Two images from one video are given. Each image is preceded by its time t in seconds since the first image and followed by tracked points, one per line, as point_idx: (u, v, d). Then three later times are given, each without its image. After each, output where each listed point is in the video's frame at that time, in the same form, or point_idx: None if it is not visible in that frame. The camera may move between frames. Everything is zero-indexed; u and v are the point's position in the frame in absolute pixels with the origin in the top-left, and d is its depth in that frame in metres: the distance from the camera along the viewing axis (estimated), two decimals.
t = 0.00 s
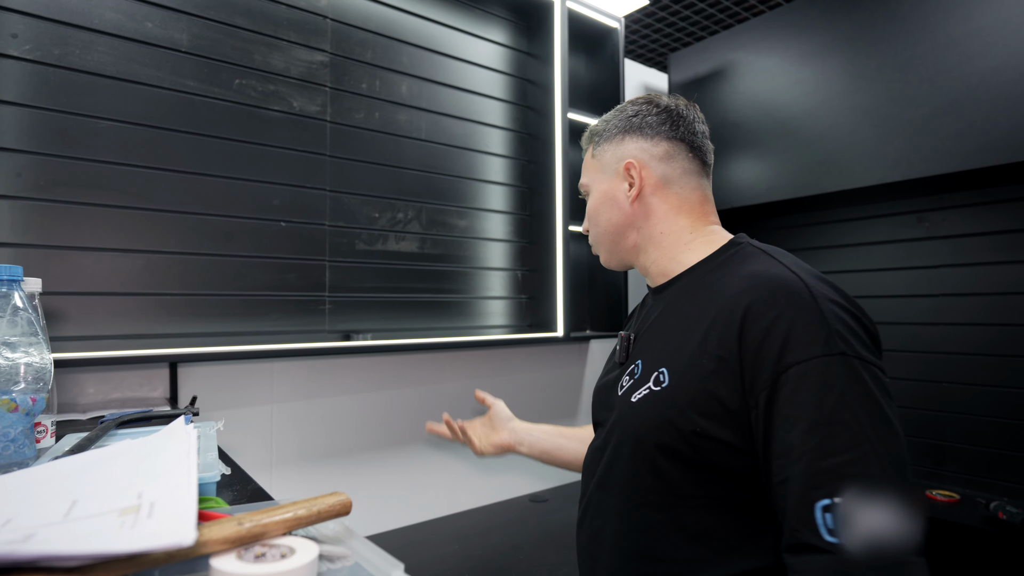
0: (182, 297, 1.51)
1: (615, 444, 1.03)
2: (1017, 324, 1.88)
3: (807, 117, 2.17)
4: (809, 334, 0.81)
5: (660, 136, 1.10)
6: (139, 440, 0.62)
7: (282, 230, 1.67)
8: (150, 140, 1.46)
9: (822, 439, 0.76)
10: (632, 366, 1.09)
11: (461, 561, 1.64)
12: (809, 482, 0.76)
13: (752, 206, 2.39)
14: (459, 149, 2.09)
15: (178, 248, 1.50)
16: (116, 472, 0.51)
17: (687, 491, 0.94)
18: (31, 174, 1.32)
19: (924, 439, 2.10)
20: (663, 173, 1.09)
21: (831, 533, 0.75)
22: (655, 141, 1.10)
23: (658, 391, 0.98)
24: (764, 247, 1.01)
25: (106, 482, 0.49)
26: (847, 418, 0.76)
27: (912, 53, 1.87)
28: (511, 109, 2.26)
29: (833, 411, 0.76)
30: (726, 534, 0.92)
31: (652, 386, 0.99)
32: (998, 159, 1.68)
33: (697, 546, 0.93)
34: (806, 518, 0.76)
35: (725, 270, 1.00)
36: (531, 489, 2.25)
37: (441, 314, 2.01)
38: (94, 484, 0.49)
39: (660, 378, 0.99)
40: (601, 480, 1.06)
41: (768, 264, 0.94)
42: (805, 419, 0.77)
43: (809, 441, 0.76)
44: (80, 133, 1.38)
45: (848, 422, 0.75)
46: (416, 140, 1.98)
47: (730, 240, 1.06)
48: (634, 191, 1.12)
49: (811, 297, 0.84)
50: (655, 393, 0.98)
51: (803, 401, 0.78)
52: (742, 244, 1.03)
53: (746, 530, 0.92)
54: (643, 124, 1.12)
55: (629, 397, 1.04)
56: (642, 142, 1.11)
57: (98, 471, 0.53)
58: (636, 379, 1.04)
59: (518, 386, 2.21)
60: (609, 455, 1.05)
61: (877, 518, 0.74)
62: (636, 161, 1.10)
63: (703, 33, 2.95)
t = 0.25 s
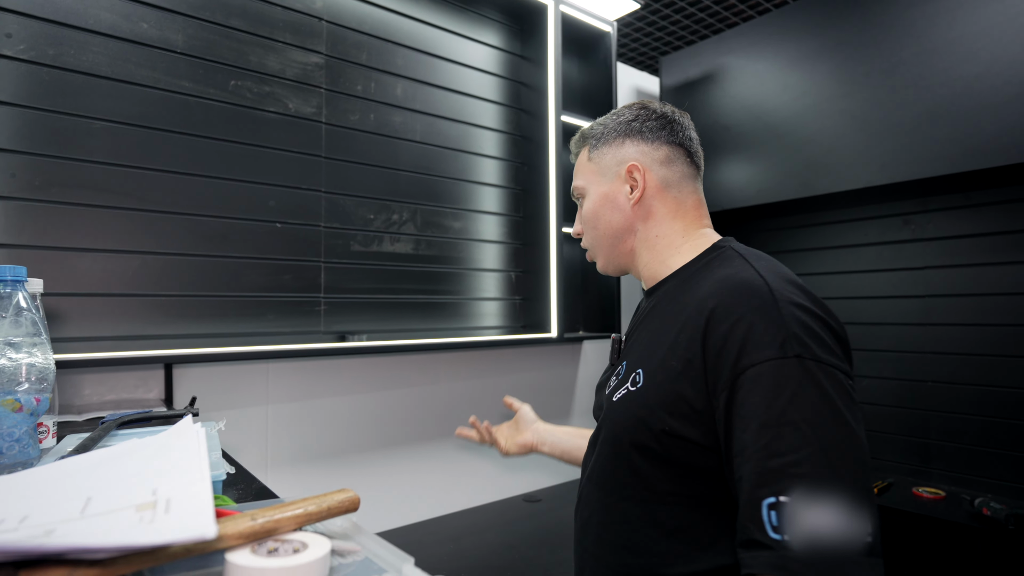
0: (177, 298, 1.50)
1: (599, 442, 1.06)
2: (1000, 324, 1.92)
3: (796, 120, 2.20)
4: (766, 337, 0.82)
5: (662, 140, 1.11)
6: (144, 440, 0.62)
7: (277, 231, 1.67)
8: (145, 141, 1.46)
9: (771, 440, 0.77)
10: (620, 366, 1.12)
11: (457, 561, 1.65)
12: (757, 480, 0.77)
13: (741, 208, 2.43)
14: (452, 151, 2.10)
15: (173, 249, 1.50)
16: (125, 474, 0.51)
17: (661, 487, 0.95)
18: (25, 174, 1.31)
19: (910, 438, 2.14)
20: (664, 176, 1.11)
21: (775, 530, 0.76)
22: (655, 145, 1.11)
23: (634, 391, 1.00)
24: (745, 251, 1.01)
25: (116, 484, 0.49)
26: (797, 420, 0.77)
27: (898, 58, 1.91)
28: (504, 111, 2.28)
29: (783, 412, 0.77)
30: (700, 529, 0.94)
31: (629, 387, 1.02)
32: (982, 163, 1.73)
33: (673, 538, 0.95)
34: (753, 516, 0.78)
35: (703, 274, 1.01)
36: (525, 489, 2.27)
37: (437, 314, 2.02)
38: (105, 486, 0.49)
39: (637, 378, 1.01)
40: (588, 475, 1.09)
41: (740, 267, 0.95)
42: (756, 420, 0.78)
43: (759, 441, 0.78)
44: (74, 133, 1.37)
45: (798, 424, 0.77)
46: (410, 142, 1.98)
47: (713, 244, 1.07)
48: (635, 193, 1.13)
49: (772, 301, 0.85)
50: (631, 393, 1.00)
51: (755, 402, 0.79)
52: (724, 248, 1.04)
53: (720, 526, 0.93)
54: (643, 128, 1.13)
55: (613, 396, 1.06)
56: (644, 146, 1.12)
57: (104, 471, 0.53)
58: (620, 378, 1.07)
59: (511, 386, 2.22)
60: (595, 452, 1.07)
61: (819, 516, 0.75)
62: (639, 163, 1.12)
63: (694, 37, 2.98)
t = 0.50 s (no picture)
0: (169, 298, 1.50)
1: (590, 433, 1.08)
2: (981, 325, 1.97)
3: (783, 125, 2.24)
4: (739, 332, 0.84)
5: (660, 142, 1.13)
6: (145, 438, 0.63)
7: (270, 232, 1.67)
8: (138, 140, 1.45)
9: (739, 430, 0.79)
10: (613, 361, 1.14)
11: (451, 559, 1.66)
12: (724, 469, 0.79)
13: (730, 210, 2.46)
14: (445, 153, 2.11)
15: (166, 249, 1.49)
16: (132, 469, 0.52)
17: (644, 476, 0.97)
18: (16, 173, 1.30)
19: (894, 436, 2.18)
20: (660, 177, 1.12)
21: (741, 517, 0.78)
22: (653, 147, 1.13)
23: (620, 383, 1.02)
24: (734, 251, 1.02)
25: (126, 478, 0.50)
26: (764, 412, 0.78)
27: (883, 65, 1.95)
28: (497, 113, 2.29)
29: (751, 404, 0.79)
30: (682, 518, 0.95)
31: (615, 378, 1.05)
32: (964, 167, 1.77)
33: (656, 526, 0.96)
34: (721, 503, 0.80)
35: (688, 271, 1.03)
36: (517, 489, 2.28)
37: (430, 315, 2.03)
38: (116, 480, 0.50)
39: (622, 371, 1.04)
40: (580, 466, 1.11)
41: (721, 265, 0.97)
42: (726, 411, 0.80)
43: (727, 431, 0.79)
44: (67, 132, 1.36)
45: (765, 416, 0.78)
46: (403, 143, 1.99)
47: (704, 243, 1.08)
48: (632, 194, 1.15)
49: (748, 297, 0.86)
50: (618, 385, 1.03)
51: (725, 394, 0.81)
52: (713, 246, 1.05)
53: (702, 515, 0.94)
54: (642, 130, 1.15)
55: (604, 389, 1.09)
56: (642, 147, 1.14)
57: (109, 468, 0.53)
58: (610, 371, 1.10)
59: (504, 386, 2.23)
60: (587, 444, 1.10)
61: (785, 503, 0.77)
62: (636, 164, 1.14)
63: (683, 41, 3.02)
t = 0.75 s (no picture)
0: (165, 297, 1.50)
1: (590, 426, 1.09)
2: (967, 323, 2.01)
3: (774, 125, 2.27)
4: (739, 326, 0.86)
5: (670, 141, 1.15)
6: (151, 435, 0.63)
7: (266, 231, 1.67)
8: (133, 139, 1.45)
9: (739, 421, 0.81)
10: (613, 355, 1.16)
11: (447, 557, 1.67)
12: (725, 458, 0.81)
13: (722, 210, 2.49)
14: (440, 152, 2.12)
15: (161, 248, 1.49)
16: (142, 464, 0.53)
17: (645, 467, 0.98)
18: (10, 171, 1.30)
19: (883, 433, 2.22)
20: (671, 175, 1.14)
21: (742, 504, 0.80)
22: (663, 145, 1.15)
23: (621, 377, 1.04)
24: (731, 248, 1.04)
25: (137, 473, 0.50)
26: (764, 403, 0.80)
27: (872, 67, 1.99)
28: (491, 113, 2.30)
29: (752, 395, 0.81)
30: (681, 509, 0.96)
31: (616, 372, 1.06)
32: (950, 168, 1.80)
33: (656, 516, 0.98)
34: (721, 490, 0.81)
35: (688, 268, 1.05)
36: (511, 487, 2.29)
37: (424, 315, 2.03)
38: (128, 475, 0.50)
39: (623, 364, 1.05)
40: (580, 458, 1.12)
41: (721, 261, 0.98)
42: (727, 402, 0.82)
43: (728, 422, 0.81)
44: (62, 130, 1.36)
45: (765, 407, 0.80)
46: (399, 142, 2.00)
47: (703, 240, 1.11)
48: (641, 191, 1.16)
49: (747, 293, 0.88)
50: (619, 378, 1.04)
51: (726, 386, 0.83)
52: (712, 245, 1.07)
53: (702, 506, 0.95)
54: (652, 128, 1.16)
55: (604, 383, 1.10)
56: (652, 145, 1.15)
57: (116, 463, 0.54)
58: (610, 365, 1.11)
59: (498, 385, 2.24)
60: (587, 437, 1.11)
61: (785, 490, 0.79)
62: (648, 161, 1.14)
63: (674, 42, 3.05)
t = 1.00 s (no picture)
0: (164, 296, 1.50)
1: (601, 422, 1.10)
2: (958, 321, 2.03)
3: (768, 126, 2.29)
4: (766, 323, 0.87)
5: (685, 143, 1.17)
6: (159, 432, 0.64)
7: (265, 230, 1.67)
8: (132, 138, 1.45)
9: (780, 415, 0.82)
10: (619, 351, 1.16)
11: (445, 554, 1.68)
12: (770, 452, 0.83)
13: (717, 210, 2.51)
14: (437, 152, 2.13)
15: (160, 247, 1.49)
16: (155, 459, 0.53)
17: (664, 459, 1.00)
18: (9, 171, 1.30)
19: (876, 430, 2.25)
20: (688, 178, 1.17)
21: (792, 495, 0.81)
22: (680, 148, 1.17)
23: (637, 373, 1.05)
24: (738, 248, 1.07)
25: (152, 467, 0.51)
26: (802, 397, 0.82)
27: (865, 68, 2.01)
28: (488, 113, 2.31)
29: (788, 391, 0.82)
30: (705, 499, 0.98)
31: (630, 369, 1.07)
32: (942, 168, 1.83)
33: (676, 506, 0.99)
34: (767, 483, 0.83)
35: (703, 266, 1.06)
36: (508, 485, 2.30)
37: (422, 314, 2.04)
38: (142, 469, 0.51)
39: (638, 362, 1.06)
40: (587, 454, 1.13)
41: (739, 259, 1.00)
42: (765, 398, 0.83)
43: (768, 417, 0.83)
44: (61, 130, 1.36)
45: (802, 401, 0.82)
46: (397, 142, 2.00)
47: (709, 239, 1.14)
48: (660, 191, 1.17)
49: (770, 291, 0.90)
50: (634, 375, 1.05)
51: (758, 382, 0.84)
52: (718, 244, 1.10)
53: (720, 495, 0.98)
54: (668, 129, 1.18)
55: (614, 379, 1.11)
56: (671, 146, 1.16)
57: (127, 459, 0.54)
58: (620, 362, 1.12)
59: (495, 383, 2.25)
60: (595, 432, 1.12)
61: (835, 479, 0.80)
62: (669, 162, 1.15)
63: (669, 43, 3.07)
